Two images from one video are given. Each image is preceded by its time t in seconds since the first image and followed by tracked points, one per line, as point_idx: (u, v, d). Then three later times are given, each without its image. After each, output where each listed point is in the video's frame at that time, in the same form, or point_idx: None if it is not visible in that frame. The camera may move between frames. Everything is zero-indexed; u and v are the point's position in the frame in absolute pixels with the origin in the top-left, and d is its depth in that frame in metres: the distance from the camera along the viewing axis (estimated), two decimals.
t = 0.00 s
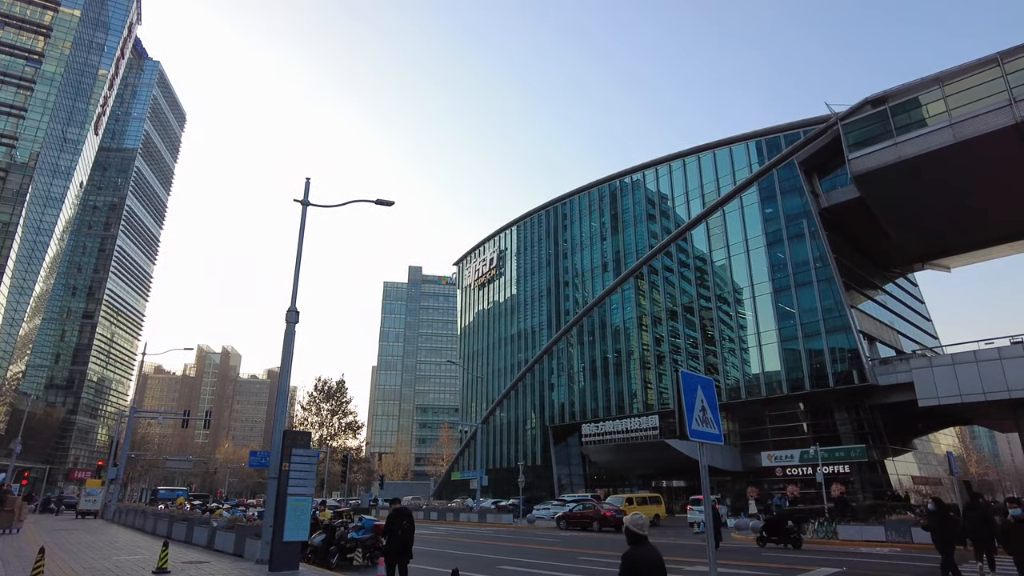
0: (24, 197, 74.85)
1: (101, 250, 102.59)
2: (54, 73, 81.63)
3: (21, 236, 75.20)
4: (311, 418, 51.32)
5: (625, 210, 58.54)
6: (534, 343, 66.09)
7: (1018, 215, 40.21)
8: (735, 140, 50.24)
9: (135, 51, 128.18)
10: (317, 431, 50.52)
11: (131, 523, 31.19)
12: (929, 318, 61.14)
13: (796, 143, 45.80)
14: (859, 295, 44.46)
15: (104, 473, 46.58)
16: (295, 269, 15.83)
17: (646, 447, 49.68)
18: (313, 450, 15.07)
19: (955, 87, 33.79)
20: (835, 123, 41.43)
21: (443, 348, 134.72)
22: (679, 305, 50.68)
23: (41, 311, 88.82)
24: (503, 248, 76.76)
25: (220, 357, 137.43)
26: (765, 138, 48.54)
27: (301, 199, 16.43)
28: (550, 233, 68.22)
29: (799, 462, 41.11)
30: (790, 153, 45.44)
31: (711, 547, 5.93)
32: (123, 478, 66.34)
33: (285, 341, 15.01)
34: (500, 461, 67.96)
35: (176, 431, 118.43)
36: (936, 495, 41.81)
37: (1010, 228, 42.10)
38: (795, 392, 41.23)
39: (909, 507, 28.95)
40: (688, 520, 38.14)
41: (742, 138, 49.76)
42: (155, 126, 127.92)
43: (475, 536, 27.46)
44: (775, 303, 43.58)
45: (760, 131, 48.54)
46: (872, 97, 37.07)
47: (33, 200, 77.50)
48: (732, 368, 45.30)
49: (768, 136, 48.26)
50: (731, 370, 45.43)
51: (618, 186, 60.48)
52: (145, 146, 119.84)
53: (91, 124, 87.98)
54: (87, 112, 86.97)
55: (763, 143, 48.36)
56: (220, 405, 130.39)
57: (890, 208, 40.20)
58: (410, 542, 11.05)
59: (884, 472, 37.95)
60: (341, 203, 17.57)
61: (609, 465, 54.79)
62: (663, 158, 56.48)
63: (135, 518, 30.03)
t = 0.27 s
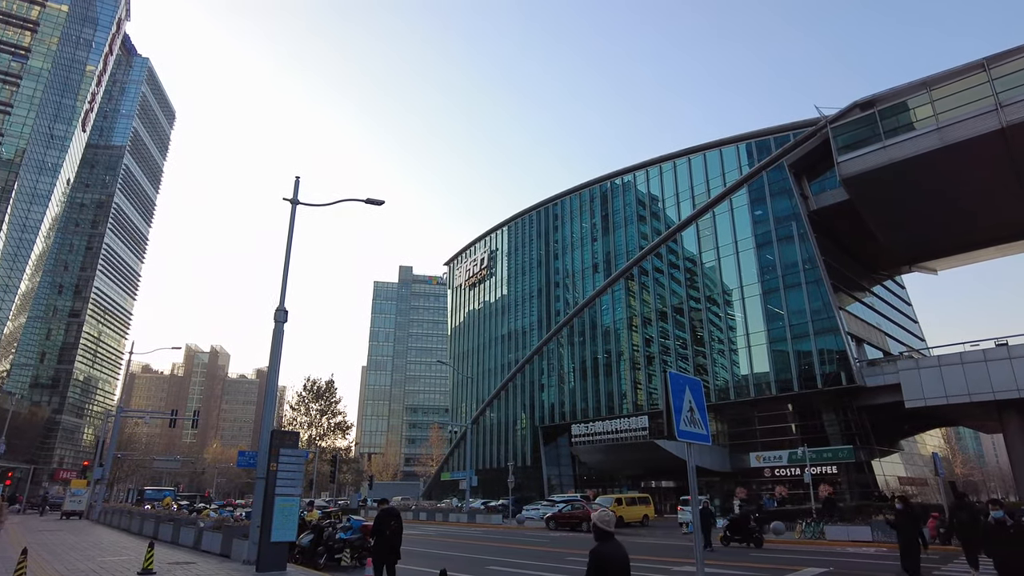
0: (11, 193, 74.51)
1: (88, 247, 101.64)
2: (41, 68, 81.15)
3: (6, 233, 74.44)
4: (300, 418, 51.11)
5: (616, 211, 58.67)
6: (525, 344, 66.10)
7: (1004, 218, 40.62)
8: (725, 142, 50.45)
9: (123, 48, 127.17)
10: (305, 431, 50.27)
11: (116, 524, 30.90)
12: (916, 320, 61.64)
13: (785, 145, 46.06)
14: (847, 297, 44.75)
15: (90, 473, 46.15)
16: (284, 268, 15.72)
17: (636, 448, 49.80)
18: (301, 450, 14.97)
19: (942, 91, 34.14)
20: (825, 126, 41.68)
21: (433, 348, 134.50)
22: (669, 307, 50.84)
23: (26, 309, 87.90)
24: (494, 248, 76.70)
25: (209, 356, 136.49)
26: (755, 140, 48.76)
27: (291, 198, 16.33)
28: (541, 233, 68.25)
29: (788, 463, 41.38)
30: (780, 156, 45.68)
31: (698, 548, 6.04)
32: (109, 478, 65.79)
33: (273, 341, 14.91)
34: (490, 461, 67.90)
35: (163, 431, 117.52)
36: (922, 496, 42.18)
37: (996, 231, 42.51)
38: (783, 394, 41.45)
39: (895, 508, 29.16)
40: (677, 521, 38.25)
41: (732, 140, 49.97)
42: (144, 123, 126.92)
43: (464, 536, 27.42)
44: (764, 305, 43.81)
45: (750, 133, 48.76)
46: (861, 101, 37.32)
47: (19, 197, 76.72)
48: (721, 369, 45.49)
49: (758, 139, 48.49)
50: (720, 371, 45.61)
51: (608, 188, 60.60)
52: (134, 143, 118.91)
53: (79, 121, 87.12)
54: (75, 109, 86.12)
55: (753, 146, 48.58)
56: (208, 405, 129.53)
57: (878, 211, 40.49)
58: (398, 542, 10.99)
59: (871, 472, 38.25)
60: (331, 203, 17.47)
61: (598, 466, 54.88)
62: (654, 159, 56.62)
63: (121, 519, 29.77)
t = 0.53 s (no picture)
0: None
1: (77, 246, 100.75)
2: (30, 64, 81.17)
3: None
4: (290, 418, 50.90)
5: (609, 212, 58.73)
6: (516, 344, 66.09)
7: (992, 221, 40.97)
8: (718, 144, 50.58)
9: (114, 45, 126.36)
10: (296, 432, 50.05)
11: (105, 524, 30.65)
12: (906, 322, 62.02)
13: (777, 147, 46.24)
14: (837, 299, 44.98)
15: (78, 474, 45.80)
16: (275, 267, 15.62)
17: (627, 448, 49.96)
18: (291, 450, 14.87)
19: (932, 95, 34.40)
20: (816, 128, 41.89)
21: (425, 348, 134.27)
22: (660, 307, 50.93)
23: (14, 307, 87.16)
24: (486, 248, 76.66)
25: (199, 356, 135.74)
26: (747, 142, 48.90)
27: (282, 197, 16.24)
28: (533, 234, 68.28)
29: (778, 464, 41.56)
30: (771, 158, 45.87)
31: (687, 546, 6.17)
32: (97, 478, 65.28)
33: (264, 341, 14.80)
34: (481, 462, 67.85)
35: (153, 431, 116.80)
36: (910, 496, 42.48)
37: (984, 233, 42.87)
38: (774, 395, 41.63)
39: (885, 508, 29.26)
40: (668, 521, 38.35)
41: (725, 142, 50.09)
42: (134, 121, 126.11)
43: (455, 537, 27.38)
44: (756, 306, 43.97)
45: (742, 135, 48.91)
46: (852, 104, 37.54)
47: (6, 195, 76.14)
48: (713, 370, 45.60)
49: (750, 141, 48.62)
50: (711, 372, 45.74)
51: (601, 189, 60.67)
52: (125, 141, 118.16)
53: (69, 118, 86.47)
54: (65, 105, 85.52)
55: (745, 147, 48.69)
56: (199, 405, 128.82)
57: (868, 213, 40.73)
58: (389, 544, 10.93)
59: (860, 473, 38.47)
60: (322, 202, 17.38)
61: (590, 466, 54.96)
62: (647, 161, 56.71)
63: (109, 519, 29.55)
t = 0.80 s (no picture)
0: None
1: (67, 244, 99.87)
2: (19, 61, 81.23)
3: None
4: (282, 418, 50.66)
5: (602, 213, 58.81)
6: (509, 344, 66.06)
7: (981, 224, 41.30)
8: (710, 145, 50.73)
9: (105, 42, 125.59)
10: (287, 432, 49.81)
11: (93, 525, 30.40)
12: (896, 324, 62.43)
13: (770, 149, 46.41)
14: (829, 301, 45.19)
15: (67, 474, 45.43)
16: (266, 266, 15.52)
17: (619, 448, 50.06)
18: (282, 450, 14.79)
19: (923, 98, 34.66)
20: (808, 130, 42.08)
21: (418, 349, 133.96)
22: (652, 308, 51.04)
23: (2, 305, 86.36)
24: (479, 248, 76.58)
25: (191, 355, 135.10)
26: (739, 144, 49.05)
27: (273, 196, 16.15)
28: (527, 235, 68.28)
29: (769, 465, 41.72)
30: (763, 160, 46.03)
31: (677, 546, 6.27)
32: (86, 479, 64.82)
33: (255, 340, 14.72)
34: (473, 462, 67.76)
35: (143, 431, 116.07)
36: (900, 497, 42.74)
37: (974, 236, 43.21)
38: (765, 396, 41.78)
39: (875, 509, 29.34)
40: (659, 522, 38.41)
41: (717, 144, 50.25)
42: (126, 118, 125.36)
43: (447, 537, 27.28)
44: (747, 307, 44.13)
45: (734, 137, 49.08)
46: (845, 107, 37.73)
47: None
48: (704, 371, 45.73)
49: (743, 143, 48.78)
50: (702, 373, 45.87)
51: (594, 190, 60.73)
52: (116, 139, 117.49)
53: (59, 115, 85.68)
54: (55, 102, 84.87)
55: (738, 149, 48.86)
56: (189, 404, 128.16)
57: (860, 215, 40.92)
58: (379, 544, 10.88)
59: (851, 474, 38.67)
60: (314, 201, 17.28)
61: (582, 466, 54.99)
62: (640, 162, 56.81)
63: (98, 519, 29.33)
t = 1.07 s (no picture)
0: None
1: (58, 244, 99.26)
2: (10, 58, 80.68)
3: None
4: (275, 419, 50.48)
5: (596, 215, 58.88)
6: (503, 345, 66.07)
7: (973, 227, 41.58)
8: (704, 147, 50.86)
9: (98, 39, 124.94)
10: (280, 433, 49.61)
11: (83, 526, 30.21)
12: (888, 325, 62.75)
13: (763, 151, 46.57)
14: (821, 303, 45.37)
15: (57, 474, 45.12)
16: (259, 266, 15.45)
17: (613, 449, 50.15)
18: (274, 450, 14.73)
19: (915, 102, 34.88)
20: (801, 133, 42.21)
21: (412, 349, 133.76)
22: (646, 309, 51.13)
23: None
24: (473, 249, 76.54)
25: (183, 355, 134.57)
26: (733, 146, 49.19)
27: (267, 196, 16.08)
28: (521, 235, 68.30)
29: (762, 466, 41.85)
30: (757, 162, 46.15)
31: (669, 548, 6.28)
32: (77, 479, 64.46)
33: (247, 340, 14.66)
34: (467, 462, 67.71)
35: (135, 431, 115.49)
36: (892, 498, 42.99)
37: (965, 239, 43.54)
38: (758, 397, 41.91)
39: (866, 510, 29.43)
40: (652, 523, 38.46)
41: (711, 146, 50.39)
42: (118, 116, 124.69)
43: (440, 538, 27.20)
44: (740, 309, 44.28)
45: (728, 139, 49.22)
46: (837, 110, 37.92)
47: None
48: (698, 373, 45.84)
49: (737, 145, 48.92)
50: (696, 374, 45.99)
51: (588, 191, 60.79)
52: (108, 138, 116.87)
53: (51, 114, 85.42)
54: (47, 100, 84.56)
55: (731, 151, 49.00)
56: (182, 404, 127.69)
57: (852, 218, 41.10)
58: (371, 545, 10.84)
59: (843, 475, 38.85)
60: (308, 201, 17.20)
61: (575, 467, 55.04)
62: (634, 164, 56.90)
63: (89, 520, 29.16)
